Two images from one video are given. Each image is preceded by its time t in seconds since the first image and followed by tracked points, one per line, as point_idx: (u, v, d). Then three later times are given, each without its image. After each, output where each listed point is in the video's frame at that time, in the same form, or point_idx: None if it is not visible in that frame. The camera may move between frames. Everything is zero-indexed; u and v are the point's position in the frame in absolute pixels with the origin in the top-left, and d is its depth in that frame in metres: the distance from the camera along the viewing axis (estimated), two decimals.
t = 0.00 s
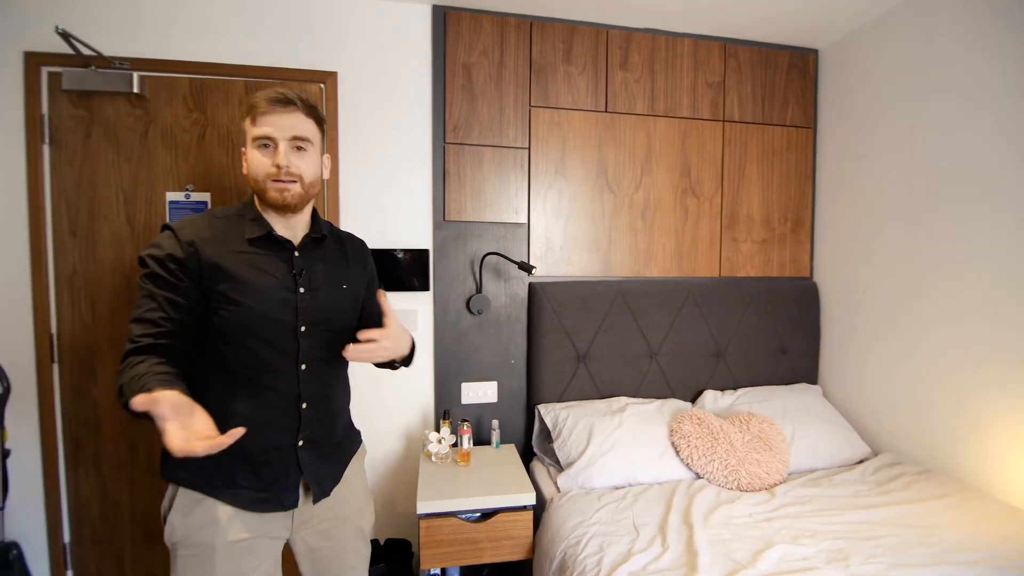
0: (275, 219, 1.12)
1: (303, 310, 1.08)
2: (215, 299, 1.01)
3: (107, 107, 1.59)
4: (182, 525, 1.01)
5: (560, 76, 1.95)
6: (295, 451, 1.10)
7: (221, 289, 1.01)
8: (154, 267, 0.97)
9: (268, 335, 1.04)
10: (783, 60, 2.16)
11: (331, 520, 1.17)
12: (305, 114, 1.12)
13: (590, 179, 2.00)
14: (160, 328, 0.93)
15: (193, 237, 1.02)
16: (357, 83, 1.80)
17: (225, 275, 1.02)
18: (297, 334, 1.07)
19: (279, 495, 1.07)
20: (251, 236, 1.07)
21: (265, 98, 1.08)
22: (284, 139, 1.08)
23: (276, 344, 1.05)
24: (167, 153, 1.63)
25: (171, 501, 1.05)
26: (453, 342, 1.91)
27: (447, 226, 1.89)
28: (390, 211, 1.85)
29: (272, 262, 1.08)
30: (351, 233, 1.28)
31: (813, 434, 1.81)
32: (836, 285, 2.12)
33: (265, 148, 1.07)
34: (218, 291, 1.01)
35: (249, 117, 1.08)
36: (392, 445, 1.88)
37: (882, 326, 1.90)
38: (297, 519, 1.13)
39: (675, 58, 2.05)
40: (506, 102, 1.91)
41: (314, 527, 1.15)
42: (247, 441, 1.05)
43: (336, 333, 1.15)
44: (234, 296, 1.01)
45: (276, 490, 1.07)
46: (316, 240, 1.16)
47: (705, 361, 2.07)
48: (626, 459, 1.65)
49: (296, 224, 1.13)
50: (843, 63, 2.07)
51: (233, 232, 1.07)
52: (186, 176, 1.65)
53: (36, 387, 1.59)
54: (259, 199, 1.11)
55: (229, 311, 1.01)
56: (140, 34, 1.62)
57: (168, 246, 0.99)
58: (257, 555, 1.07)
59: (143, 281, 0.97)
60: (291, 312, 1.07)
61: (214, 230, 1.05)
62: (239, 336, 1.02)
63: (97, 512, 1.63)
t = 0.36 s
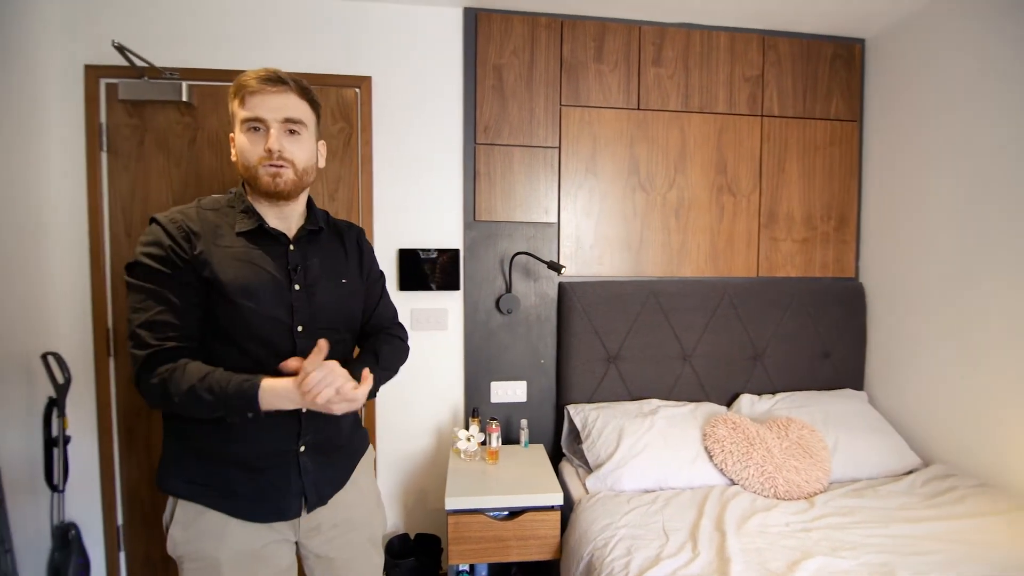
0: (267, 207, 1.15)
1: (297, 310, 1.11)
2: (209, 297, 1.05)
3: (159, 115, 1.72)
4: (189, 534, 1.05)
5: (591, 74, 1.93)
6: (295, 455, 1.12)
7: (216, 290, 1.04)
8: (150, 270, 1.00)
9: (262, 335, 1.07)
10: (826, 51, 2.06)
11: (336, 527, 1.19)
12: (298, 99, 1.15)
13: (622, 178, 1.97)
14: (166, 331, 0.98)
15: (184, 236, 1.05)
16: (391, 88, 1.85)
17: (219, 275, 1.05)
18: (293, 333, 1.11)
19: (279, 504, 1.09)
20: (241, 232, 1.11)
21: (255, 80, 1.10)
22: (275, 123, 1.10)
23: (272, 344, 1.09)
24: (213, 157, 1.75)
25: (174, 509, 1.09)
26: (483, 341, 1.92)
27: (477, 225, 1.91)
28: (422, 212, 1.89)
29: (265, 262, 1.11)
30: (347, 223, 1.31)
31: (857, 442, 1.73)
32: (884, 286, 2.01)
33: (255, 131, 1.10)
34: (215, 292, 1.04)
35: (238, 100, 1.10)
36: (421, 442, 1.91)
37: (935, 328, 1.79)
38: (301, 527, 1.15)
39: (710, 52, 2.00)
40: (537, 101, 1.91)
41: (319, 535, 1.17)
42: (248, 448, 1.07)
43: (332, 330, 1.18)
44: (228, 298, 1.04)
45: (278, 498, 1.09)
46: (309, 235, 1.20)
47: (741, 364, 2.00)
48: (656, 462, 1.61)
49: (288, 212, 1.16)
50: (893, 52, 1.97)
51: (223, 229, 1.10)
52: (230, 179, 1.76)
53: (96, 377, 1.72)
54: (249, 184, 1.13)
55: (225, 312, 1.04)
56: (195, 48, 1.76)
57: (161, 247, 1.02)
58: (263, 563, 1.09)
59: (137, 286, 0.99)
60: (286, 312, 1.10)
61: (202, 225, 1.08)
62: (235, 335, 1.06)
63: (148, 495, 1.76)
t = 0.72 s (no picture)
0: (298, 207, 1.17)
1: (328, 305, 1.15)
2: (242, 292, 1.08)
3: (194, 121, 1.83)
4: (218, 525, 1.09)
5: (614, 73, 1.91)
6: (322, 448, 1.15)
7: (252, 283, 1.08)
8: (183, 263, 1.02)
9: (296, 330, 1.11)
10: (861, 42, 1.98)
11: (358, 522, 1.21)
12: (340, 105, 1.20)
13: (645, 177, 1.94)
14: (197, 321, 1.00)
15: (218, 232, 1.08)
16: (414, 91, 1.88)
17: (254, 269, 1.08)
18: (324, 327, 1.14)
19: (306, 495, 1.12)
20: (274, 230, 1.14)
21: (307, 85, 1.14)
22: (324, 127, 1.15)
23: (305, 338, 1.12)
24: (244, 161, 1.84)
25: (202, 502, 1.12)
26: (504, 341, 1.93)
27: (499, 225, 1.92)
28: (445, 212, 1.91)
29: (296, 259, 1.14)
30: (369, 224, 1.34)
31: (892, 450, 1.65)
32: (924, 287, 1.92)
33: (303, 133, 1.14)
34: (251, 286, 1.08)
35: (286, 101, 1.13)
36: (442, 440, 1.93)
37: (981, 331, 1.70)
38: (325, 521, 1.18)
39: (737, 47, 1.95)
40: (559, 101, 1.90)
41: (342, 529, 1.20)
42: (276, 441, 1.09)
43: (358, 326, 1.21)
44: (265, 292, 1.08)
45: (305, 488, 1.12)
46: (336, 234, 1.22)
47: (770, 367, 1.94)
48: (679, 466, 1.59)
49: (319, 213, 1.19)
50: (934, 42, 1.87)
51: (255, 226, 1.12)
52: (260, 182, 1.85)
53: (134, 372, 1.86)
54: (287, 183, 1.15)
55: (259, 305, 1.08)
56: (230, 57, 1.85)
57: (195, 242, 1.04)
58: (291, 553, 1.14)
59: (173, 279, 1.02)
60: (317, 307, 1.13)
61: (236, 222, 1.11)
62: (267, 328, 1.09)
63: (182, 481, 1.88)
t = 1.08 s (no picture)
0: (349, 215, 1.18)
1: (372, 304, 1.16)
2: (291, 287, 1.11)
3: (207, 123, 1.87)
4: (261, 499, 1.10)
5: (622, 70, 1.90)
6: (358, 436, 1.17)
7: (299, 279, 1.09)
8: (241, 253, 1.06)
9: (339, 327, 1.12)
10: (877, 35, 1.93)
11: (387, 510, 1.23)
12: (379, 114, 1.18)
13: (653, 174, 1.92)
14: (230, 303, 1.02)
15: (277, 228, 1.11)
16: (421, 91, 1.89)
17: (304, 267, 1.10)
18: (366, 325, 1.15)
19: (340, 479, 1.14)
20: (330, 233, 1.16)
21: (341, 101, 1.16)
22: (358, 139, 1.15)
23: (347, 335, 1.13)
24: (255, 162, 1.88)
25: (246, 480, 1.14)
26: (510, 340, 1.93)
27: (506, 224, 1.92)
28: (451, 211, 1.92)
29: (345, 260, 1.16)
30: (418, 232, 1.34)
31: (907, 454, 1.61)
32: (942, 287, 1.86)
33: (342, 147, 1.15)
34: (298, 282, 1.10)
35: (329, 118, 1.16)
36: (450, 438, 1.94)
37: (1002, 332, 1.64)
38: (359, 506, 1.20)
39: (748, 41, 1.91)
40: (566, 99, 1.89)
41: (372, 515, 1.21)
42: (305, 428, 1.12)
43: (398, 327, 1.22)
44: (312, 289, 1.10)
45: (339, 473, 1.14)
46: (384, 240, 1.23)
47: (781, 368, 1.90)
48: (685, 466, 1.57)
49: (370, 218, 1.18)
50: (955, 33, 1.81)
51: (311, 225, 1.15)
52: (270, 182, 1.89)
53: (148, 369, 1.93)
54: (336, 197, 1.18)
55: (304, 301, 1.10)
56: (242, 60, 1.88)
57: (254, 236, 1.08)
58: (324, 535, 1.15)
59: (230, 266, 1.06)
60: (361, 307, 1.15)
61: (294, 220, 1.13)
62: (310, 324, 1.11)
63: (193, 475, 1.95)
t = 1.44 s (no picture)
0: (380, 216, 1.27)
1: (393, 297, 1.25)
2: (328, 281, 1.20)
3: (207, 124, 1.90)
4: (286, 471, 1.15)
5: (619, 69, 1.89)
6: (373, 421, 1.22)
7: (333, 273, 1.20)
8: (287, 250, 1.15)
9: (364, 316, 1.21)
10: (877, 32, 1.91)
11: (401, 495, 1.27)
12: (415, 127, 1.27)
13: (649, 173, 1.92)
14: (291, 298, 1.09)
15: (316, 227, 1.21)
16: (418, 91, 1.90)
17: (339, 262, 1.20)
18: (388, 317, 1.24)
19: (354, 458, 1.19)
20: (362, 233, 1.26)
21: (388, 112, 1.24)
22: (397, 148, 1.23)
23: (370, 325, 1.22)
24: (255, 163, 1.90)
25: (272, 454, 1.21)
26: (507, 340, 1.94)
27: (503, 224, 1.92)
28: (448, 211, 1.93)
29: (375, 257, 1.26)
30: (441, 236, 1.43)
31: (905, 454, 1.60)
32: (943, 287, 1.84)
33: (381, 153, 1.23)
34: (331, 275, 1.20)
35: (371, 128, 1.24)
36: (447, 437, 1.95)
37: (1003, 333, 1.63)
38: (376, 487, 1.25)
39: (746, 39, 1.90)
40: (563, 99, 1.89)
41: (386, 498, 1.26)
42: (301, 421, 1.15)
43: (416, 321, 1.30)
44: (342, 281, 1.19)
45: (354, 453, 1.19)
46: (409, 241, 1.33)
47: (779, 368, 1.89)
48: (681, 466, 1.57)
49: (397, 220, 1.28)
50: (957, 29, 1.79)
51: (345, 225, 1.26)
52: (269, 182, 1.90)
53: (150, 367, 1.96)
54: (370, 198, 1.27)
55: (336, 293, 1.19)
56: (243, 61, 1.90)
57: (300, 235, 1.18)
58: (340, 512, 1.20)
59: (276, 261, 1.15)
60: (384, 299, 1.24)
61: (331, 221, 1.24)
62: (341, 316, 1.19)
63: (194, 472, 1.97)
